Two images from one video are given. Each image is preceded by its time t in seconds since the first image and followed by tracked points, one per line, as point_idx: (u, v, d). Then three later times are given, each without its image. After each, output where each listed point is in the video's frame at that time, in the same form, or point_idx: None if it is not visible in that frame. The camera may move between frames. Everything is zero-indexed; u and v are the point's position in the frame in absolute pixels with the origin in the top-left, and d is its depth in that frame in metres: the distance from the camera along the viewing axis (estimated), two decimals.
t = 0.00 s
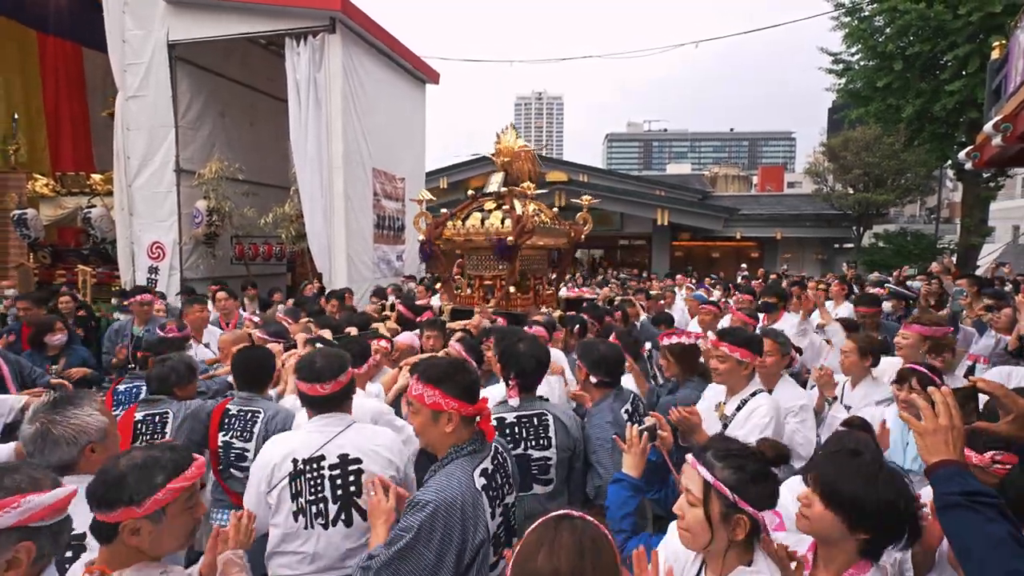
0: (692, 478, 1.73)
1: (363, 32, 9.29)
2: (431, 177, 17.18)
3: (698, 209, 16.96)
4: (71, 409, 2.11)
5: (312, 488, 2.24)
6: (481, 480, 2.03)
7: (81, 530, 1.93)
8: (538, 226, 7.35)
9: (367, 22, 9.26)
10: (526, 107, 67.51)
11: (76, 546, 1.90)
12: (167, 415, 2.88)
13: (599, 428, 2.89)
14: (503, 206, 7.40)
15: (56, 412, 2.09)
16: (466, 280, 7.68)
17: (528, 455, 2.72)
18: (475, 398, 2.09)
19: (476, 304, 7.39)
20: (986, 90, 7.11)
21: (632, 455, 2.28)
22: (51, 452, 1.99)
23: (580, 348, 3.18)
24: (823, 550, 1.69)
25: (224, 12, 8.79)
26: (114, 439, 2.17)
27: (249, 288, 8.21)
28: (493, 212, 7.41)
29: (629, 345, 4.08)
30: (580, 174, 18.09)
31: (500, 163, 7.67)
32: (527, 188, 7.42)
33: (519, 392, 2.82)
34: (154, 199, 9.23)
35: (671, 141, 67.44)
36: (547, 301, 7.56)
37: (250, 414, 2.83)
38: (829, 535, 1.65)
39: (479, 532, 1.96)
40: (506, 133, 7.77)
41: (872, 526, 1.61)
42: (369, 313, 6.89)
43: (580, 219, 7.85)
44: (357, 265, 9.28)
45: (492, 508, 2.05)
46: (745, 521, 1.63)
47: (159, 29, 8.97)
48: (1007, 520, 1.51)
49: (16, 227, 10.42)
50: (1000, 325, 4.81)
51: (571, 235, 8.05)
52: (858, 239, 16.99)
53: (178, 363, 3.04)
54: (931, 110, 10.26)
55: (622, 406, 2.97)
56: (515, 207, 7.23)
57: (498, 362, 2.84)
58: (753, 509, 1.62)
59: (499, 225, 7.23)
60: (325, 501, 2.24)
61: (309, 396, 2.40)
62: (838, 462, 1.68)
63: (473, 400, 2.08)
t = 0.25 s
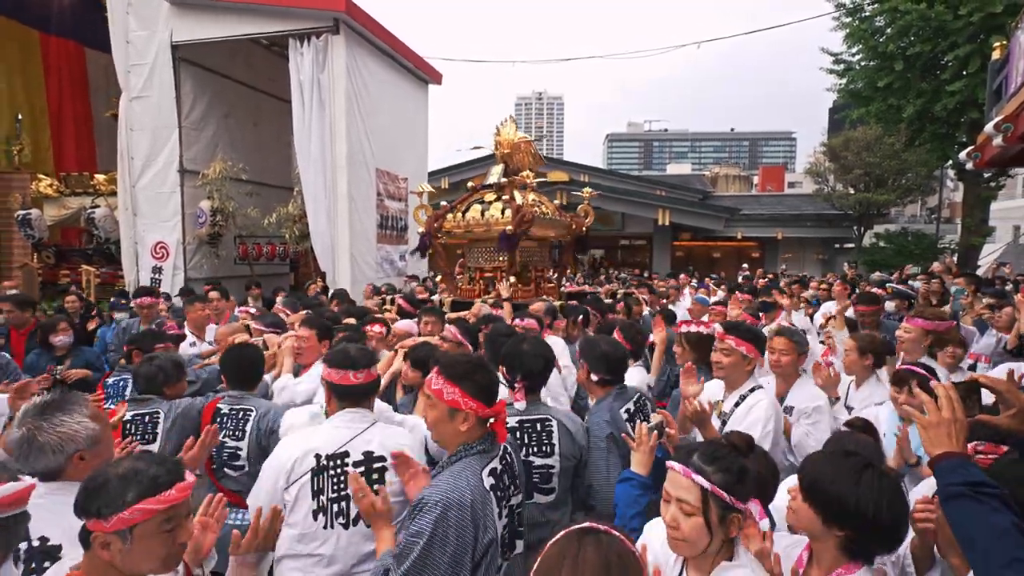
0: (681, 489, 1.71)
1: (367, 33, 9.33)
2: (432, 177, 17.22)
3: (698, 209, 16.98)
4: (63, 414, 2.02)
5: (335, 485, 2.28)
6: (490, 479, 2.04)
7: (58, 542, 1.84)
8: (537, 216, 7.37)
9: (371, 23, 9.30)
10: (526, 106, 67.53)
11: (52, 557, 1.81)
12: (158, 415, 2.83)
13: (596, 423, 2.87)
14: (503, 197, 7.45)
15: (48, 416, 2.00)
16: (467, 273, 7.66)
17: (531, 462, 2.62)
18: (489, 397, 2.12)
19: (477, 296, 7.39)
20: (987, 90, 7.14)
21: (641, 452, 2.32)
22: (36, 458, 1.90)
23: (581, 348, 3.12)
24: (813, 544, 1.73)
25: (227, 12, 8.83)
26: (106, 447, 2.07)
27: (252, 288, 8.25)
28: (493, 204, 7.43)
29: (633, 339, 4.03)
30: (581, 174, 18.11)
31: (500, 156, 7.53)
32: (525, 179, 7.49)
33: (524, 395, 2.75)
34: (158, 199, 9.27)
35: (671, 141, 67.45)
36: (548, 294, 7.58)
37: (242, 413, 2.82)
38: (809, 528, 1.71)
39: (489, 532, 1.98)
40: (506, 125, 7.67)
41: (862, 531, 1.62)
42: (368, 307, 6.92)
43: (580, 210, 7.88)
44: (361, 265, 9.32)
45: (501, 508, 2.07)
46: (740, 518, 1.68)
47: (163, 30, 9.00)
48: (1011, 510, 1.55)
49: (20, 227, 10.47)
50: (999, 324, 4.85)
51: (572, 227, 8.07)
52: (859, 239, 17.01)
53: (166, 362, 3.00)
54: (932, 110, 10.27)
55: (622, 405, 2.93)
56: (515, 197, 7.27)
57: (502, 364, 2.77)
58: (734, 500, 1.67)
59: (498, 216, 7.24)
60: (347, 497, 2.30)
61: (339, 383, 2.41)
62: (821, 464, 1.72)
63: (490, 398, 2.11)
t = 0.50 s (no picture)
0: (687, 500, 1.70)
1: (369, 33, 9.37)
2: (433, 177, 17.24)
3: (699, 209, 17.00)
4: (18, 420, 1.88)
5: (333, 495, 2.26)
6: (498, 482, 2.07)
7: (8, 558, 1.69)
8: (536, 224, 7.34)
9: (373, 24, 9.35)
10: (526, 107, 67.51)
11: None
12: (147, 414, 2.78)
13: (604, 427, 2.84)
14: (503, 204, 7.40)
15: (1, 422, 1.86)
16: (466, 278, 7.65)
17: (541, 468, 2.57)
18: (501, 399, 2.14)
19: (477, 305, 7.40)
20: (987, 89, 7.15)
21: (644, 440, 2.34)
22: None
23: (587, 355, 3.10)
24: (799, 541, 1.74)
25: (230, 13, 8.86)
26: (65, 458, 1.94)
27: (256, 287, 8.29)
28: (493, 211, 7.46)
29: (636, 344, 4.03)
30: (583, 173, 18.09)
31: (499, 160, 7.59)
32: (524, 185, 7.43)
33: (534, 399, 2.68)
34: (161, 199, 9.30)
35: (671, 141, 67.44)
36: (547, 302, 7.58)
37: (229, 411, 2.82)
38: (795, 527, 1.71)
39: (497, 534, 2.01)
40: (506, 130, 7.75)
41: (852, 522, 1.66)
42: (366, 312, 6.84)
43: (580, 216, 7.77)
44: (363, 264, 9.36)
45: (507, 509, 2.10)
46: (747, 520, 1.70)
47: (166, 31, 9.04)
48: (1011, 493, 1.57)
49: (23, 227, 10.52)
50: (999, 323, 4.89)
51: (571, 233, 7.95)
52: (860, 238, 17.03)
53: (154, 360, 2.93)
54: (932, 111, 10.30)
55: (630, 408, 2.90)
56: (516, 205, 7.24)
57: (508, 366, 2.73)
58: (742, 501, 1.69)
59: (497, 223, 7.27)
60: (346, 506, 2.28)
61: (336, 384, 2.37)
62: (804, 464, 1.71)
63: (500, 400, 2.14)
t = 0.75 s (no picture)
0: (684, 511, 1.53)
1: (370, 33, 9.38)
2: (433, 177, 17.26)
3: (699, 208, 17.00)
4: None
5: (295, 511, 2.10)
6: (474, 509, 1.83)
7: None
8: (532, 215, 7.03)
9: (374, 24, 9.36)
10: (526, 107, 67.55)
11: None
12: (132, 412, 2.69)
13: (606, 432, 2.65)
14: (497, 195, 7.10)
15: None
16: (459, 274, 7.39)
17: (547, 469, 2.40)
18: (474, 414, 1.90)
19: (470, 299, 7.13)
20: (987, 89, 7.16)
21: (637, 429, 2.22)
22: None
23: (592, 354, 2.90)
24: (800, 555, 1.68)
25: (231, 13, 8.87)
26: (33, 455, 1.92)
27: (257, 286, 8.31)
28: (487, 201, 7.10)
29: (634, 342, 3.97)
30: (583, 173, 18.07)
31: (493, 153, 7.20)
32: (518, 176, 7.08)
33: (541, 400, 2.52)
34: (162, 199, 9.32)
35: (671, 141, 67.46)
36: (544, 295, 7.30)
37: (213, 411, 2.70)
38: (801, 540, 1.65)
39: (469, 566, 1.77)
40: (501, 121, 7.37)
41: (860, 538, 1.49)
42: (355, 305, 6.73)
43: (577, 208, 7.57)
44: (363, 264, 9.37)
45: (487, 539, 1.85)
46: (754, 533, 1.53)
47: (167, 31, 9.05)
48: (1003, 479, 1.59)
49: (24, 227, 10.56)
50: (997, 321, 4.91)
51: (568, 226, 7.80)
52: (860, 238, 17.03)
53: (138, 357, 2.83)
54: (933, 111, 10.31)
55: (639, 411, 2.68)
56: (511, 195, 6.93)
57: (512, 369, 2.58)
58: (752, 535, 1.43)
59: (492, 215, 6.93)
60: (310, 524, 2.12)
61: (300, 390, 2.26)
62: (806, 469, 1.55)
63: (475, 416, 1.90)
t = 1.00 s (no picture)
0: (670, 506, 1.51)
1: (369, 34, 9.39)
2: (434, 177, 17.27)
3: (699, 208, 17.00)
4: None
5: (247, 522, 1.86)
6: (438, 521, 1.64)
7: None
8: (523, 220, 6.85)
9: (374, 25, 9.38)
10: (527, 107, 67.55)
11: None
12: (106, 414, 2.63)
13: (598, 431, 2.53)
14: (490, 200, 6.95)
15: None
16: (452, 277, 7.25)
17: (532, 476, 2.28)
18: (440, 419, 1.69)
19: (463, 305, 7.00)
20: (988, 89, 7.16)
21: (634, 426, 2.15)
22: None
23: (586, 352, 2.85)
24: None
25: (230, 13, 8.90)
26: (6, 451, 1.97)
27: (256, 286, 8.34)
28: (480, 207, 6.96)
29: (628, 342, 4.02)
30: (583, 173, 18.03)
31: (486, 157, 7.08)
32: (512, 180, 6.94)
33: (526, 403, 2.42)
34: (162, 199, 9.34)
35: (672, 141, 67.47)
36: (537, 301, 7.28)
37: (191, 416, 2.61)
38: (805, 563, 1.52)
39: None
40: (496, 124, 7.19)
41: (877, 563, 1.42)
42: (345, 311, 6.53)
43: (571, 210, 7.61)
44: (363, 264, 9.38)
45: (456, 555, 1.66)
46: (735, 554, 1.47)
47: (167, 32, 9.08)
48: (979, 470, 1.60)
49: (25, 227, 10.59)
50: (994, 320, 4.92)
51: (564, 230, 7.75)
52: (860, 238, 17.03)
53: (117, 358, 2.75)
54: (933, 110, 10.32)
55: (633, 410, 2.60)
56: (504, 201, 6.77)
57: (497, 373, 2.51)
58: (735, 549, 1.36)
59: (485, 220, 6.79)
60: (264, 535, 1.87)
61: (259, 399, 2.00)
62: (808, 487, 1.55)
63: (437, 426, 1.69)
